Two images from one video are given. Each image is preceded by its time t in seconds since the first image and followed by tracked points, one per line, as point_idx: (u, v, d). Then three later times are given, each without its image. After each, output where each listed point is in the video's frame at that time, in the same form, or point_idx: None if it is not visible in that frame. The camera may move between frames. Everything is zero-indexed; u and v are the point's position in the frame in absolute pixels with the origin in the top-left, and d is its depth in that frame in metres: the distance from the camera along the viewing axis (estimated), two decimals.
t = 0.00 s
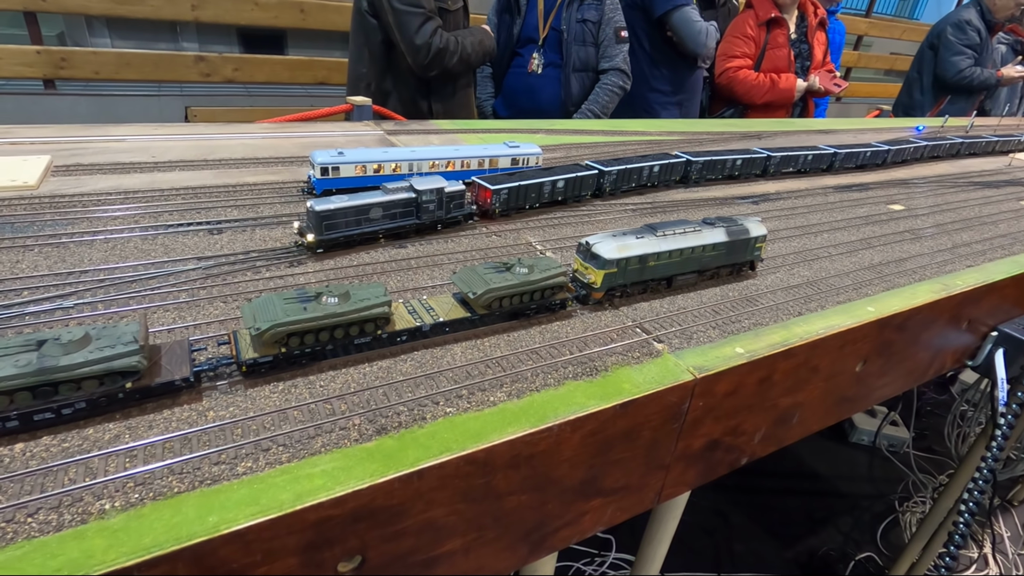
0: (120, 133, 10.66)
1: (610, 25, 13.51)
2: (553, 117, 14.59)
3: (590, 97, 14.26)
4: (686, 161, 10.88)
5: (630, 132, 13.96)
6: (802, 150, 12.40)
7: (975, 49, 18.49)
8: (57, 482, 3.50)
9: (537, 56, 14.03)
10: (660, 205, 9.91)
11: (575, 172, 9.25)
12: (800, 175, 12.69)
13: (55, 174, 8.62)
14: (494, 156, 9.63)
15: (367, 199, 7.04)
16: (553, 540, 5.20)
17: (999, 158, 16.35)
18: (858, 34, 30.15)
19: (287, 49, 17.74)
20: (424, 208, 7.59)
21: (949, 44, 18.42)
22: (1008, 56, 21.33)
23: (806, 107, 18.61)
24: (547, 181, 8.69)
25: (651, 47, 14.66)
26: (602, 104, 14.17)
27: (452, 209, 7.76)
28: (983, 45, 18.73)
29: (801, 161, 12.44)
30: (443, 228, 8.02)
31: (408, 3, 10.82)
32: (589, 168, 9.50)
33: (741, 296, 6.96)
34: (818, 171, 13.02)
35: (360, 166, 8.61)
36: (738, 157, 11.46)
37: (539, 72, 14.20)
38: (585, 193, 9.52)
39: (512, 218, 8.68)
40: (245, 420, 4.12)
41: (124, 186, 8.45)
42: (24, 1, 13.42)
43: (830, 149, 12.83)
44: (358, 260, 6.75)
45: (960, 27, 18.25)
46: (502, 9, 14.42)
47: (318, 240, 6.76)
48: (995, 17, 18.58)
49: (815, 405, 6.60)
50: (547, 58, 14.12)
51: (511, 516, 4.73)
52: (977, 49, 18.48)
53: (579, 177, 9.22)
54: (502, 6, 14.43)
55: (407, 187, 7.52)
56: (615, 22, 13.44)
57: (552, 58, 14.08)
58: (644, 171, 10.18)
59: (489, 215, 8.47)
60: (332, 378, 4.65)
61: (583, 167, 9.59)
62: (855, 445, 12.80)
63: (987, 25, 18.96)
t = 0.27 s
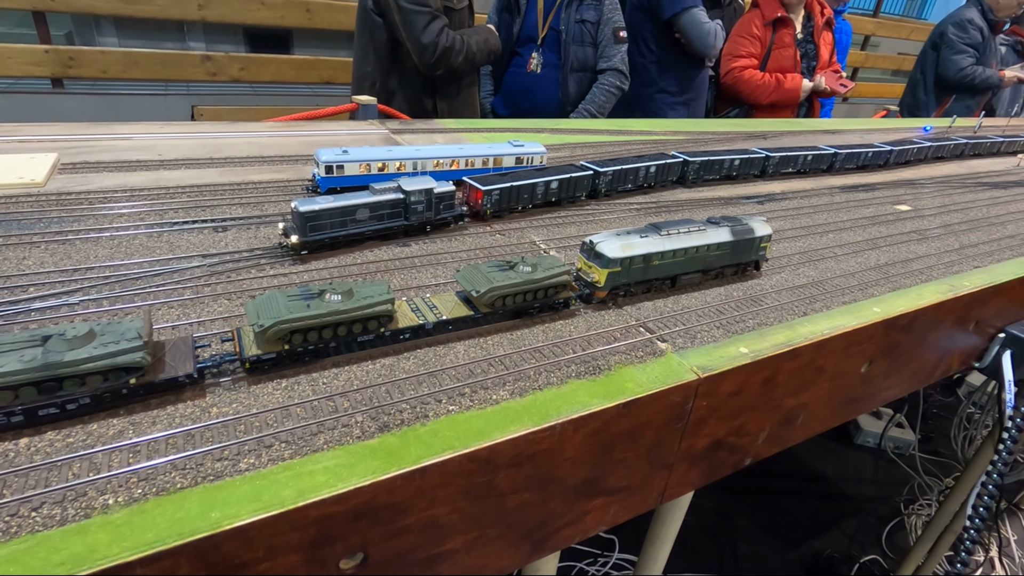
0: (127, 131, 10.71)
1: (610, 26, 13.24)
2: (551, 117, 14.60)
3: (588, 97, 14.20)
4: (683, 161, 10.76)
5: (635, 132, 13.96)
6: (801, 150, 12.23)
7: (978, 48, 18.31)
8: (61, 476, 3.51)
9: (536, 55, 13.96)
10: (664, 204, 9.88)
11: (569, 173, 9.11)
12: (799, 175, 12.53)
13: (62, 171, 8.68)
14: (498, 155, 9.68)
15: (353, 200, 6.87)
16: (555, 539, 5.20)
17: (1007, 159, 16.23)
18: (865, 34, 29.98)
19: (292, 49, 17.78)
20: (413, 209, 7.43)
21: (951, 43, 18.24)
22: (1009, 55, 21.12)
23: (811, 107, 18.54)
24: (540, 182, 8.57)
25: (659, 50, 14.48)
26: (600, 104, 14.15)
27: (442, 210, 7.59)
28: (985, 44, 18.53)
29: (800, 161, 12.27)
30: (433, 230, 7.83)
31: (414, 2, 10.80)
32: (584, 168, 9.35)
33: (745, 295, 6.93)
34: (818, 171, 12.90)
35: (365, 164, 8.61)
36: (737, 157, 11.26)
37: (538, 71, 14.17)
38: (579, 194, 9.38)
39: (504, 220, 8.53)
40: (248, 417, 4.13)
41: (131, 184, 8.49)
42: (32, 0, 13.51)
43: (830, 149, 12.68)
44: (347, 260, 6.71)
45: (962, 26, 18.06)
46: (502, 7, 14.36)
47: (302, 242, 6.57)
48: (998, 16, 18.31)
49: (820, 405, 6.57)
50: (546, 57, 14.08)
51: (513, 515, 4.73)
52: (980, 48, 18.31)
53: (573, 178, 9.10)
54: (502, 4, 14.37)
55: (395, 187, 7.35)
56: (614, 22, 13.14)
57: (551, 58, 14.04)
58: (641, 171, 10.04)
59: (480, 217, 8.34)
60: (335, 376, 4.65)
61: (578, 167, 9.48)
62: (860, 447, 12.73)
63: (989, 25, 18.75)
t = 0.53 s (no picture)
0: (139, 128, 10.80)
1: (613, 31, 13.39)
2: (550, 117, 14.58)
3: (587, 100, 14.29)
4: (684, 160, 10.65)
5: (643, 131, 13.98)
6: (805, 150, 12.11)
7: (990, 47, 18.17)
8: (80, 464, 3.56)
9: (539, 58, 13.88)
10: (674, 203, 9.88)
11: (569, 171, 8.93)
12: (802, 176, 12.42)
13: (76, 167, 8.76)
14: (508, 153, 9.69)
15: (346, 198, 6.74)
16: (565, 534, 5.21)
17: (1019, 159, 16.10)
18: (875, 34, 29.80)
19: (301, 47, 17.86)
20: (407, 208, 7.29)
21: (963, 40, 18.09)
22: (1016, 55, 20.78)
23: (820, 107, 18.48)
24: (538, 181, 8.44)
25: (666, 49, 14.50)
26: (599, 107, 14.27)
27: (437, 209, 7.42)
28: (998, 43, 18.40)
29: (804, 161, 12.16)
30: (429, 229, 7.73)
31: (424, 2, 10.84)
32: (584, 167, 9.20)
33: (755, 293, 6.92)
34: (822, 171, 12.74)
35: (375, 161, 8.64)
36: (738, 156, 11.15)
37: (540, 74, 14.09)
38: (579, 194, 9.23)
39: (501, 219, 8.38)
40: (263, 408, 4.17)
41: (143, 179, 8.56)
42: None
43: (835, 149, 12.52)
44: (375, 252, 6.84)
45: (976, 23, 17.90)
46: (505, 7, 14.23)
47: (293, 241, 6.44)
48: (1012, 15, 18.17)
49: (830, 404, 6.55)
50: (548, 60, 13.98)
51: (523, 509, 4.76)
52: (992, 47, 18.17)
53: (572, 177, 8.91)
54: (506, 5, 14.21)
55: (389, 185, 7.22)
56: (617, 28, 13.33)
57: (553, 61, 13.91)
58: (641, 171, 9.93)
59: (477, 216, 8.18)
60: (347, 368, 4.69)
61: (578, 166, 9.30)
62: (867, 449, 12.66)
63: (1002, 24, 18.59)
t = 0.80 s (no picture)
0: (151, 126, 10.88)
1: (617, 36, 13.37)
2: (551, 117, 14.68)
3: (590, 103, 14.34)
4: (686, 160, 10.51)
5: (651, 131, 13.98)
6: (809, 151, 11.94)
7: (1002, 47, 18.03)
8: (97, 457, 3.60)
9: (542, 62, 13.81)
10: (683, 202, 9.86)
11: (568, 172, 8.83)
12: (806, 176, 12.27)
13: (89, 165, 8.84)
14: (517, 152, 9.70)
15: (340, 198, 6.62)
16: (574, 532, 5.23)
17: None
18: (884, 35, 29.61)
19: (310, 47, 17.94)
20: (402, 208, 7.19)
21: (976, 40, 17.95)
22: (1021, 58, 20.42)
23: (829, 108, 18.40)
24: (536, 182, 8.36)
25: (672, 49, 14.35)
26: (601, 111, 14.33)
27: (433, 210, 7.32)
28: (1010, 43, 18.25)
29: (807, 162, 11.98)
30: (424, 229, 7.61)
31: (432, 3, 10.83)
32: (584, 168, 9.08)
33: (766, 293, 6.90)
34: (823, 172, 12.54)
35: (385, 160, 8.68)
36: (741, 157, 11.04)
37: (544, 76, 14.01)
38: (578, 195, 9.11)
39: (498, 220, 8.33)
40: (276, 404, 4.20)
41: (155, 177, 8.62)
42: None
43: (838, 149, 12.34)
44: (385, 250, 6.87)
45: (989, 22, 17.75)
46: (512, 8, 13.99)
47: (285, 242, 6.33)
48: None
49: (840, 405, 6.53)
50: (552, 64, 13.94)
51: (533, 507, 4.77)
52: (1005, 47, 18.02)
53: (571, 178, 8.81)
54: (514, 6, 13.95)
55: (384, 186, 7.10)
56: (621, 33, 13.33)
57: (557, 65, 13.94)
58: (642, 172, 9.79)
59: (473, 217, 8.12)
60: (359, 365, 4.72)
61: (578, 166, 9.18)
62: (875, 452, 12.53)
63: (1015, 24, 18.44)
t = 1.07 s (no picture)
0: (164, 125, 10.97)
1: (624, 36, 13.38)
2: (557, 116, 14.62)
3: (596, 103, 14.28)
4: (688, 162, 10.38)
5: (661, 131, 13.96)
6: (813, 152, 11.77)
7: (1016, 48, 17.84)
8: (113, 452, 3.64)
9: (549, 60, 13.81)
10: (693, 203, 9.84)
11: (567, 174, 8.74)
12: (811, 177, 12.13)
13: (103, 163, 8.92)
14: (527, 152, 9.70)
15: (332, 200, 6.57)
16: (583, 532, 5.23)
17: None
18: (896, 35, 29.39)
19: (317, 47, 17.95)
20: (396, 210, 7.12)
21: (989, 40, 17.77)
22: None
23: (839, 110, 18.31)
24: (534, 183, 8.25)
25: (682, 49, 14.24)
26: (607, 111, 14.23)
27: (427, 211, 7.25)
28: None
29: (811, 163, 11.81)
30: (418, 232, 7.52)
31: (439, 3, 10.85)
32: (583, 169, 8.98)
33: (776, 295, 6.86)
34: (829, 173, 12.41)
35: (396, 159, 8.71)
36: (743, 158, 10.90)
37: (549, 75, 14.02)
38: (577, 197, 9.02)
39: (495, 222, 8.22)
40: (288, 401, 4.23)
41: (168, 176, 8.70)
42: None
43: (843, 150, 12.18)
44: (392, 250, 6.87)
45: (1003, 23, 17.57)
46: (518, 8, 14.04)
47: (276, 244, 6.24)
48: None
49: (851, 408, 6.48)
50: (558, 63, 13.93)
51: (543, 506, 4.78)
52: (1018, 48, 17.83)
53: (570, 179, 8.72)
54: (520, 6, 14.00)
55: (378, 187, 7.04)
56: (628, 33, 13.32)
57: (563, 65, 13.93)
58: (644, 172, 9.64)
59: (470, 218, 8.04)
60: (370, 363, 4.74)
61: (577, 168, 9.09)
62: (884, 456, 12.46)
63: None
